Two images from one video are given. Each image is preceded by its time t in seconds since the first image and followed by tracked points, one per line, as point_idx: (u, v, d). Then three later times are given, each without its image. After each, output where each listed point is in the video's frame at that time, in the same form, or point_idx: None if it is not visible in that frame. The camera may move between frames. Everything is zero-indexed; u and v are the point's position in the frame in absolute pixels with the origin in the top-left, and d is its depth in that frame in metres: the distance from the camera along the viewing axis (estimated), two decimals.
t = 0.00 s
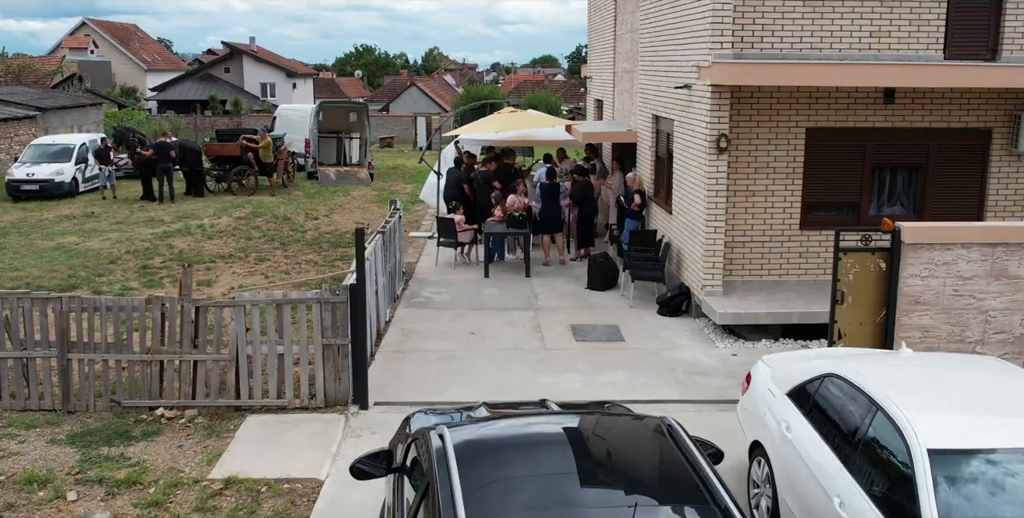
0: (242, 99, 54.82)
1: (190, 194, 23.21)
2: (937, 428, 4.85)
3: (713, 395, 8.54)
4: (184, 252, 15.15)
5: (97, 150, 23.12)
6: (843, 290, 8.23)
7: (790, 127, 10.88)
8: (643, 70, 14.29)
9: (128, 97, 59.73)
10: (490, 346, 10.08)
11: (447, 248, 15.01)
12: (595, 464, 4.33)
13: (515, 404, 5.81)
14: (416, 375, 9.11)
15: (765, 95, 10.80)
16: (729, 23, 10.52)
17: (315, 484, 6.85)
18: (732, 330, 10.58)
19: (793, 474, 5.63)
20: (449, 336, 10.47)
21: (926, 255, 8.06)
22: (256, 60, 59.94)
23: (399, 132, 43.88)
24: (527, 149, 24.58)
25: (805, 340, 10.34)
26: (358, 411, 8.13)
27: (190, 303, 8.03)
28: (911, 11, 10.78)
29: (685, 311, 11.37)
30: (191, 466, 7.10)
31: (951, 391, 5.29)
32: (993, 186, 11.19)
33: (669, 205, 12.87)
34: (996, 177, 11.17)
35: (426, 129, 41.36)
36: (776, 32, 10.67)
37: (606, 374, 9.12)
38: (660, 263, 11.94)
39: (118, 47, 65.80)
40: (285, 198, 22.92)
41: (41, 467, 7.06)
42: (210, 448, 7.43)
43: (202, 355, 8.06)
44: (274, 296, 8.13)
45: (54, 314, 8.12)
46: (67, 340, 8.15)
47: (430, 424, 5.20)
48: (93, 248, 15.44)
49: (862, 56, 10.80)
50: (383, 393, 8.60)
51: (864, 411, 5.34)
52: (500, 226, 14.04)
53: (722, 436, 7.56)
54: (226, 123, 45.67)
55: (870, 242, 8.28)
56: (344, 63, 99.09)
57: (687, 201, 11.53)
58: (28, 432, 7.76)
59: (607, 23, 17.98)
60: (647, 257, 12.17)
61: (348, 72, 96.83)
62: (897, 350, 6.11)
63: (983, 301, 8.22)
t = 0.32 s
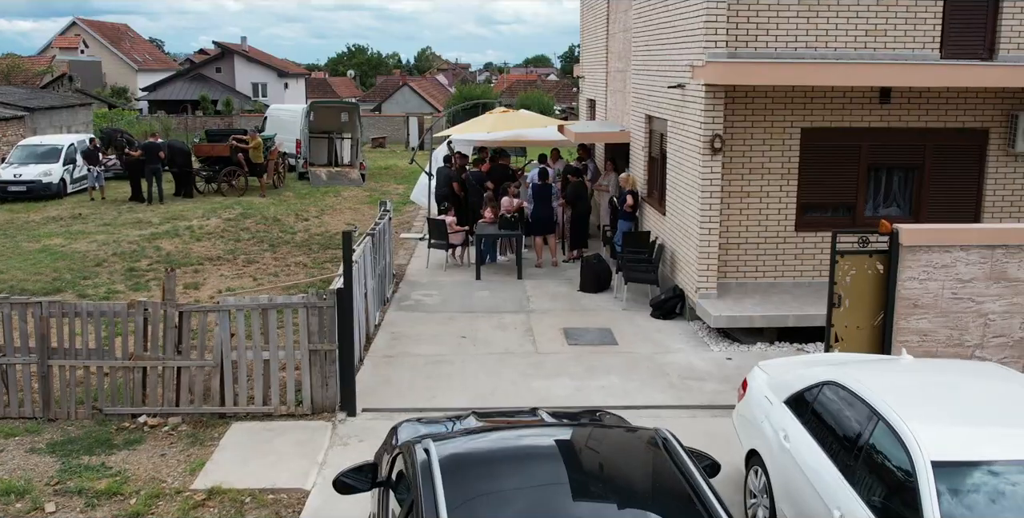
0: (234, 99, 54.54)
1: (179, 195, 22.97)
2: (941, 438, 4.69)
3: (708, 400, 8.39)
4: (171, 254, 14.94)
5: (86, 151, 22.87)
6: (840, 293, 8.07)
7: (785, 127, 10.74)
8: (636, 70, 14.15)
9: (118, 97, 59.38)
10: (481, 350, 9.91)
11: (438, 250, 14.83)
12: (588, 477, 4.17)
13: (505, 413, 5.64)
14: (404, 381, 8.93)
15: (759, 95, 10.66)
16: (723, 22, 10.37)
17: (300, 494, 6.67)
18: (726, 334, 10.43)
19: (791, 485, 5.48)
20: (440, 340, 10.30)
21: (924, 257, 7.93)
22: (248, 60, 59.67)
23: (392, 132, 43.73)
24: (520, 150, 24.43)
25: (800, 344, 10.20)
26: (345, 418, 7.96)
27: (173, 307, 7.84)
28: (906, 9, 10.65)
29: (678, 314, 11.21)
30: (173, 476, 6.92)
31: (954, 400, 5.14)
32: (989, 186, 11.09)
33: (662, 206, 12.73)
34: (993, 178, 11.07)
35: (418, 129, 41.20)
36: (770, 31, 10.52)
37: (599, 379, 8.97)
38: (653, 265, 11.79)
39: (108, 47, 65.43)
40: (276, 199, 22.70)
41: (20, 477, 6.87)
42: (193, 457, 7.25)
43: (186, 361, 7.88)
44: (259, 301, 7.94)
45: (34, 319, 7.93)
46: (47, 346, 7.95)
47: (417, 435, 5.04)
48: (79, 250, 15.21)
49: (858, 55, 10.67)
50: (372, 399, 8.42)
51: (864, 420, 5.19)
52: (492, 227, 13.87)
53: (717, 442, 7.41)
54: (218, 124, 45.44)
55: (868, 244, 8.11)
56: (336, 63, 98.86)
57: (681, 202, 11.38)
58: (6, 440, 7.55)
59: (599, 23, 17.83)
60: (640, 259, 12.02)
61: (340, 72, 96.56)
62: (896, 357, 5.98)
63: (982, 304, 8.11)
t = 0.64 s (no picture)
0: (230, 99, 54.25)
1: (174, 196, 22.75)
2: (955, 452, 4.51)
3: (710, 408, 8.19)
4: (164, 256, 14.73)
5: (78, 151, 22.63)
6: (844, 298, 7.92)
7: (786, 127, 10.56)
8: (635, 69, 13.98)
9: (113, 97, 59.10)
10: (478, 355, 9.72)
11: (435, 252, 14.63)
12: (586, 494, 3.98)
13: (503, 426, 5.45)
14: (400, 387, 8.74)
15: (760, 95, 10.48)
16: (724, 20, 10.17)
17: (291, 507, 6.46)
18: (727, 338, 10.25)
19: (798, 499, 5.30)
20: (436, 345, 10.11)
21: (931, 261, 7.76)
22: (244, 60, 59.44)
23: (388, 132, 43.54)
24: (517, 151, 24.24)
25: (803, 349, 10.03)
26: (339, 427, 7.75)
27: (161, 313, 7.64)
28: (910, 8, 10.48)
29: (679, 318, 11.03)
30: (161, 488, 6.71)
31: (966, 410, 4.96)
32: (994, 188, 10.91)
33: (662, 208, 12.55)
34: (998, 179, 10.89)
35: (415, 130, 40.99)
36: (772, 30, 10.34)
37: (598, 385, 8.77)
38: (652, 267, 11.61)
39: (104, 47, 65.17)
40: (270, 200, 22.50)
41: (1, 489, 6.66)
42: (181, 468, 7.05)
43: (175, 369, 7.68)
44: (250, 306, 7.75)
45: (19, 326, 7.72)
46: (33, 354, 7.75)
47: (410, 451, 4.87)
48: (70, 252, 14.99)
49: (861, 55, 10.50)
50: (366, 407, 8.22)
51: (875, 432, 5.01)
52: (490, 229, 13.68)
53: (720, 452, 7.22)
54: (213, 124, 45.23)
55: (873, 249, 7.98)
56: (333, 63, 98.64)
57: (680, 204, 11.20)
58: None
59: (597, 22, 17.65)
60: (639, 261, 11.84)
61: (337, 71, 96.34)
62: (906, 366, 5.82)
63: (990, 310, 7.94)
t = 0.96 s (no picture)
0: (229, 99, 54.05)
1: (171, 198, 22.54)
2: (986, 471, 4.28)
3: (719, 416, 7.98)
4: (160, 259, 14.49)
5: (75, 152, 22.39)
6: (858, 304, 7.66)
7: (795, 128, 10.34)
8: (639, 69, 13.76)
9: (111, 97, 58.87)
10: (481, 361, 9.50)
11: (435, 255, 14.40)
12: None
13: (508, 441, 5.23)
14: (401, 395, 8.51)
15: (769, 96, 10.26)
16: (732, 19, 9.92)
17: None
18: (735, 344, 10.03)
19: None
20: (437, 351, 9.88)
21: (948, 266, 7.59)
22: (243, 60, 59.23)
23: (388, 132, 43.39)
24: (519, 151, 24.06)
25: (813, 355, 9.82)
26: (338, 438, 7.52)
27: (154, 320, 7.41)
28: (921, 6, 10.25)
29: (685, 322, 10.81)
30: (153, 502, 6.48)
31: (995, 426, 4.73)
32: (1007, 190, 10.68)
33: (667, 210, 12.33)
34: (1011, 180, 10.66)
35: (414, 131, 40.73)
36: (781, 29, 10.12)
37: (604, 392, 8.55)
38: (657, 271, 11.39)
39: (102, 47, 64.91)
40: (269, 202, 22.29)
41: None
42: (175, 481, 6.81)
43: (169, 377, 7.45)
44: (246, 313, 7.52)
45: (8, 333, 7.48)
46: (22, 362, 7.52)
47: (411, 470, 4.67)
48: (65, 255, 14.76)
49: (871, 54, 10.27)
50: (366, 416, 7.98)
51: (900, 448, 4.78)
52: (491, 232, 13.48)
53: (732, 464, 7.00)
54: (212, 125, 45.03)
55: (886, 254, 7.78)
56: (333, 63, 98.45)
57: (687, 207, 10.98)
58: None
59: (600, 21, 17.42)
60: (643, 265, 11.62)
61: (337, 71, 96.18)
62: (930, 377, 5.61)
63: (1007, 316, 7.79)
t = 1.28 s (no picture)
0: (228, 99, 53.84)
1: (169, 198, 22.31)
2: None
3: (730, 426, 7.75)
4: (158, 262, 14.26)
5: (72, 153, 22.16)
6: (874, 310, 7.46)
7: (806, 129, 10.10)
8: (643, 69, 13.53)
9: (109, 97, 58.66)
10: (484, 368, 9.27)
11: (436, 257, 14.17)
12: None
13: (514, 458, 4.99)
14: (402, 403, 8.28)
15: (779, 96, 10.02)
16: (742, 17, 9.68)
17: None
18: (745, 350, 9.80)
19: None
20: (440, 357, 9.65)
21: (967, 272, 7.36)
22: (243, 60, 59.00)
23: (389, 132, 43.22)
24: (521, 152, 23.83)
25: (825, 361, 9.59)
26: (337, 449, 7.29)
27: (148, 327, 7.17)
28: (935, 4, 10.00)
29: (692, 327, 10.58)
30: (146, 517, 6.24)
31: None
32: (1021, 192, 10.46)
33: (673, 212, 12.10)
34: None
35: (415, 131, 40.49)
36: (792, 27, 9.87)
37: (612, 401, 8.32)
38: (664, 275, 11.16)
39: (101, 47, 64.69)
40: (268, 203, 22.07)
41: None
42: (169, 495, 6.58)
43: (163, 387, 7.21)
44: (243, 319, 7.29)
45: None
46: (12, 370, 7.29)
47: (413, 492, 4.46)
48: (61, 258, 14.53)
49: (883, 54, 10.03)
50: (367, 426, 7.75)
51: (929, 466, 4.55)
52: (494, 235, 13.24)
53: (745, 476, 6.76)
54: (212, 125, 44.83)
55: (903, 258, 7.55)
56: (333, 63, 98.23)
57: (694, 209, 10.75)
58: None
59: (603, 20, 17.19)
60: (649, 269, 11.39)
61: (337, 71, 96.03)
62: (956, 389, 5.39)
63: None
